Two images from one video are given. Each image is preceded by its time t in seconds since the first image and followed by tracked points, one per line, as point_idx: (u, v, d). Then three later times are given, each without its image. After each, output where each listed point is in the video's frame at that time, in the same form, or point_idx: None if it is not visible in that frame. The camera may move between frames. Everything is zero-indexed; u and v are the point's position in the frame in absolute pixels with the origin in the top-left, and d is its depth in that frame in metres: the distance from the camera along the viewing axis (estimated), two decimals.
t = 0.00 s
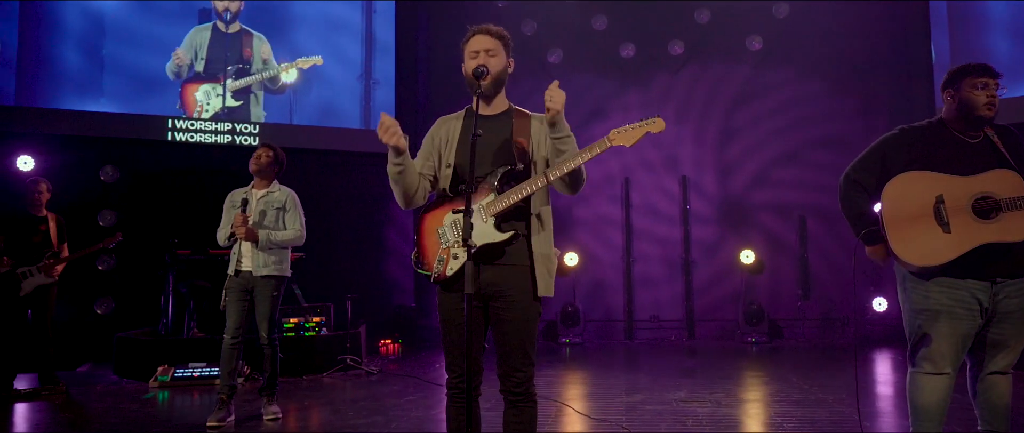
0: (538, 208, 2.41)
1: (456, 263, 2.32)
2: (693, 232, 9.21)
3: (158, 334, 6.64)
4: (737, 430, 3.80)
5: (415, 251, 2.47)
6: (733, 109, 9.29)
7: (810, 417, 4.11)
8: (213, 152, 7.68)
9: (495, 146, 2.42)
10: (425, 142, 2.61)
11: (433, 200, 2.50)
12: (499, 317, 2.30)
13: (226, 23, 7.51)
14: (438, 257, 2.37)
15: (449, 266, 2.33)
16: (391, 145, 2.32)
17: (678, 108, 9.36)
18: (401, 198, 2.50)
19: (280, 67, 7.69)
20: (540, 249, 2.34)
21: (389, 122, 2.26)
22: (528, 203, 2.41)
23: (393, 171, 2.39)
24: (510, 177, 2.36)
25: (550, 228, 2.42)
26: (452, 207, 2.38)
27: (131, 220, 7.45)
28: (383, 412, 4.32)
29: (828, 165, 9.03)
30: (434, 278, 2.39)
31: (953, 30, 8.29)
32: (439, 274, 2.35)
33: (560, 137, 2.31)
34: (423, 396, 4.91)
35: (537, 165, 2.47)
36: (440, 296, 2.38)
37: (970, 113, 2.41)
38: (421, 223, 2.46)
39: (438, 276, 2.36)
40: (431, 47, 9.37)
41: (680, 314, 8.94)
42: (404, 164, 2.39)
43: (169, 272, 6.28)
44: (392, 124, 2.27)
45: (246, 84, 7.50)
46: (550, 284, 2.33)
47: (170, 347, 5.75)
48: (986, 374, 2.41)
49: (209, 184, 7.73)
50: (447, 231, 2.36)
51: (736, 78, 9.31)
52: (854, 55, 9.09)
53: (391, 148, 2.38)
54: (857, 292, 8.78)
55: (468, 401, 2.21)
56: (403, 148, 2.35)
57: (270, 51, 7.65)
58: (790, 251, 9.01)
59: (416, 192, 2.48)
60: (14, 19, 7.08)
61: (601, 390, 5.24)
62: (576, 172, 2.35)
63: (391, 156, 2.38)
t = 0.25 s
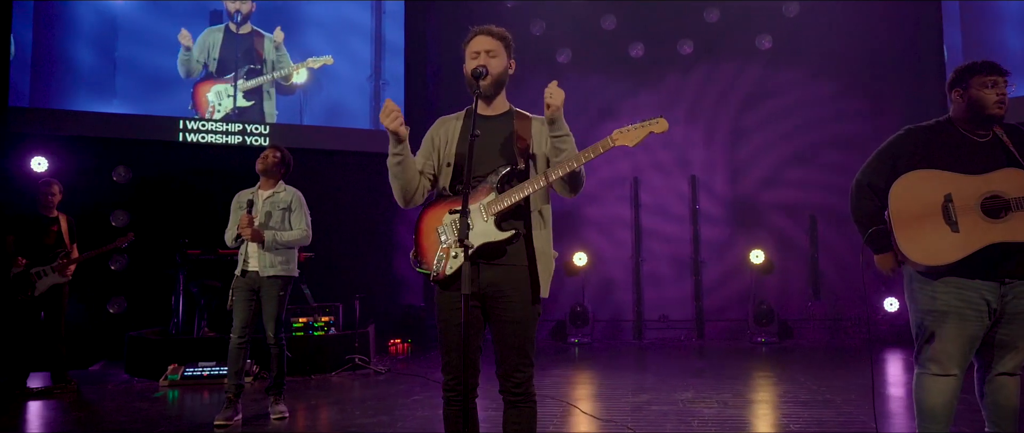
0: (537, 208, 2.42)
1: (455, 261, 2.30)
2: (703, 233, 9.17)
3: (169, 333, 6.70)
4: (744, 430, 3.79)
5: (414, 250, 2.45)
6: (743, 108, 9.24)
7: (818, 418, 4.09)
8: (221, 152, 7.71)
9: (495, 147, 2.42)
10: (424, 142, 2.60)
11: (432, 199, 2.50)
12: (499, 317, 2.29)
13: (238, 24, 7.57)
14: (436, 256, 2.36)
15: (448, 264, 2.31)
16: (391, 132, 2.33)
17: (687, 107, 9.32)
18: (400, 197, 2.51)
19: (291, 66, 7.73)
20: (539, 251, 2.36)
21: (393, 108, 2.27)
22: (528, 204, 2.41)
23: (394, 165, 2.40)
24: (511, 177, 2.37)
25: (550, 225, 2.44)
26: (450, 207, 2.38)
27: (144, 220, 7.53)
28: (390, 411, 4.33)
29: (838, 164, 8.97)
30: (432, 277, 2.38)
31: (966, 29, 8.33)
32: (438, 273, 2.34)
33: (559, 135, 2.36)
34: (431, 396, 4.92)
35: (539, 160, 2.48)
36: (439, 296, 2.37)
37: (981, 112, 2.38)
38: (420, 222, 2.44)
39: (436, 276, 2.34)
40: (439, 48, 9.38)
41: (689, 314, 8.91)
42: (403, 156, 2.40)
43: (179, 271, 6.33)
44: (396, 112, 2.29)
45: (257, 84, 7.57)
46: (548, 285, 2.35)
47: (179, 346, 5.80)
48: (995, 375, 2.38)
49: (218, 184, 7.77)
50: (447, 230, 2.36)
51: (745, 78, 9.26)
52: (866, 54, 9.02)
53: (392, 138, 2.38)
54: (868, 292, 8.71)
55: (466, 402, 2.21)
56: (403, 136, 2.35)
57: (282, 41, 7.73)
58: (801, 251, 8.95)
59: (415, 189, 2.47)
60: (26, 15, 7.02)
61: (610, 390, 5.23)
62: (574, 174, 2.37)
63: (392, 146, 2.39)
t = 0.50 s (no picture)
0: (537, 210, 2.43)
1: (458, 261, 2.32)
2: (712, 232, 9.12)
3: (180, 332, 6.75)
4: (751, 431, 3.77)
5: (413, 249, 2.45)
6: (752, 108, 9.19)
7: (826, 419, 4.07)
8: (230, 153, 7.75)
9: (497, 148, 2.42)
10: (426, 142, 2.60)
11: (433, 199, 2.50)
12: (500, 317, 2.30)
13: (248, 25, 7.59)
14: (438, 256, 2.38)
15: (451, 264, 2.34)
16: (396, 144, 2.34)
17: (696, 107, 9.28)
18: (402, 198, 2.52)
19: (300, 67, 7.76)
20: (540, 252, 2.37)
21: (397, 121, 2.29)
22: (530, 205, 2.42)
23: (398, 172, 2.42)
24: (514, 178, 2.38)
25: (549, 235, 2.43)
26: (451, 207, 2.38)
27: (155, 220, 7.60)
28: (398, 410, 4.36)
29: (849, 163, 8.93)
30: (435, 276, 2.39)
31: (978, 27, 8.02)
32: (441, 273, 2.37)
33: (560, 150, 2.35)
34: (438, 395, 4.95)
35: (536, 170, 2.46)
36: (440, 295, 2.37)
37: (991, 110, 2.35)
38: (421, 222, 2.45)
39: (441, 275, 2.37)
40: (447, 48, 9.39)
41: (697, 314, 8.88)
42: (408, 165, 2.41)
43: (190, 271, 6.38)
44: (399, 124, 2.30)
45: (267, 85, 7.61)
46: (546, 286, 2.33)
47: (190, 346, 5.84)
48: (1003, 376, 2.36)
49: (227, 184, 7.82)
50: (449, 230, 2.37)
51: (755, 77, 9.21)
52: (876, 52, 8.97)
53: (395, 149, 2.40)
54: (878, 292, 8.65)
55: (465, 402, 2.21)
56: (408, 150, 2.37)
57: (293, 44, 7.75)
58: (811, 251, 8.90)
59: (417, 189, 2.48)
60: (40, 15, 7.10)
61: (618, 390, 5.22)
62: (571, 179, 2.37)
63: (397, 157, 2.40)
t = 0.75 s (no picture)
0: (540, 213, 2.43)
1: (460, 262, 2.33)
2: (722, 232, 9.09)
3: (191, 331, 6.82)
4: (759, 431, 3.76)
5: (417, 248, 2.48)
6: (762, 107, 9.15)
7: (835, 419, 4.05)
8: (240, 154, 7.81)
9: (500, 149, 2.43)
10: (429, 143, 2.62)
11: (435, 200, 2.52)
12: (503, 317, 2.31)
13: (259, 27, 7.65)
14: (441, 257, 2.39)
15: (454, 266, 2.34)
16: (397, 155, 2.37)
17: (705, 106, 9.25)
18: (406, 200, 2.55)
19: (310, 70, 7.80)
20: (543, 253, 2.37)
21: (395, 132, 2.31)
22: (533, 207, 2.43)
23: (401, 178, 2.45)
24: (517, 180, 2.38)
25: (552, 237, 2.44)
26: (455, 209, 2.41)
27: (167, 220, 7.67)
28: (406, 410, 4.38)
29: (860, 162, 8.87)
30: (438, 277, 2.41)
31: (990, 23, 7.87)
32: (443, 274, 2.37)
33: (565, 154, 2.37)
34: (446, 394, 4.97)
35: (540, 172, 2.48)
36: (443, 296, 2.38)
37: (999, 109, 2.34)
38: (425, 223, 2.48)
39: (443, 276, 2.37)
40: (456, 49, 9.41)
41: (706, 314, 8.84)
42: (410, 170, 2.43)
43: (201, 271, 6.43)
44: (399, 135, 2.32)
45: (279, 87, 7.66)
46: (548, 287, 2.34)
47: (201, 345, 5.89)
48: (1011, 377, 2.34)
49: (238, 185, 7.89)
50: (452, 232, 2.39)
51: (764, 76, 9.17)
52: (887, 51, 8.91)
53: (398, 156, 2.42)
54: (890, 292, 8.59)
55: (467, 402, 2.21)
56: (410, 156, 2.39)
57: (303, 49, 7.81)
58: (821, 251, 8.85)
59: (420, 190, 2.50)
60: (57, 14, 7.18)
61: (626, 390, 5.22)
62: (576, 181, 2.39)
63: (399, 163, 2.43)
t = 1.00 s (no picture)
0: (542, 216, 2.44)
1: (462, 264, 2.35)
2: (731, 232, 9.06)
3: (202, 330, 6.88)
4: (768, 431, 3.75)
5: (421, 249, 2.51)
6: (772, 106, 9.11)
7: (845, 420, 4.02)
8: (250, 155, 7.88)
9: (502, 151, 2.45)
10: (433, 145, 2.64)
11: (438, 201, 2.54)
12: (506, 318, 2.32)
13: (270, 30, 7.72)
14: (444, 258, 2.41)
15: (455, 267, 2.37)
16: (402, 155, 2.39)
17: (715, 105, 9.22)
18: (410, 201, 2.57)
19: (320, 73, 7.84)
20: (545, 256, 2.38)
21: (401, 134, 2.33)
22: (535, 210, 2.44)
23: (405, 179, 2.47)
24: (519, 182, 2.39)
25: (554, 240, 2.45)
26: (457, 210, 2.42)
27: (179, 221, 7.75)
28: (413, 409, 4.40)
29: (872, 161, 8.81)
30: (441, 279, 2.43)
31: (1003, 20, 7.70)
32: (445, 275, 2.39)
33: (564, 160, 2.37)
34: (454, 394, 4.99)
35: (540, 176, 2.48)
36: (447, 297, 2.41)
37: (1006, 109, 2.33)
38: (428, 225, 2.49)
39: (445, 277, 2.39)
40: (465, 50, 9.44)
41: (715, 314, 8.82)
42: (415, 171, 2.45)
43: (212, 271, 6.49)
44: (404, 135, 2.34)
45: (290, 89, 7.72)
46: (551, 289, 2.35)
47: (212, 345, 5.95)
48: (1017, 379, 2.33)
49: (249, 186, 7.95)
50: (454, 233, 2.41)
51: (774, 76, 9.13)
52: (899, 49, 8.84)
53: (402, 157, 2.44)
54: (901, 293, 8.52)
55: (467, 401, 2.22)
56: (414, 157, 2.41)
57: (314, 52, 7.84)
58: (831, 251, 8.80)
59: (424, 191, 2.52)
60: (71, 17, 7.26)
61: (635, 390, 5.22)
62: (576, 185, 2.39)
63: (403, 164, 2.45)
